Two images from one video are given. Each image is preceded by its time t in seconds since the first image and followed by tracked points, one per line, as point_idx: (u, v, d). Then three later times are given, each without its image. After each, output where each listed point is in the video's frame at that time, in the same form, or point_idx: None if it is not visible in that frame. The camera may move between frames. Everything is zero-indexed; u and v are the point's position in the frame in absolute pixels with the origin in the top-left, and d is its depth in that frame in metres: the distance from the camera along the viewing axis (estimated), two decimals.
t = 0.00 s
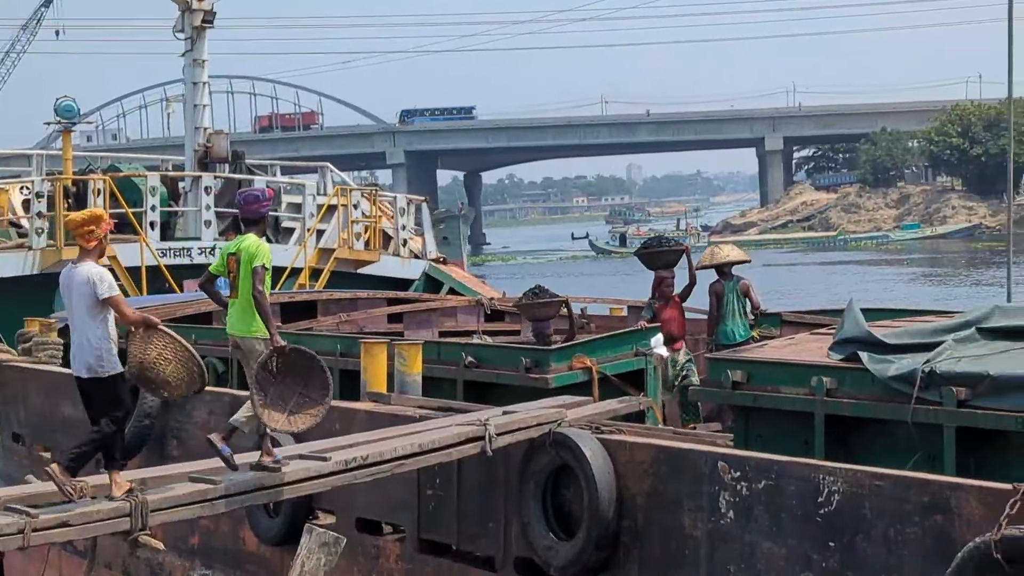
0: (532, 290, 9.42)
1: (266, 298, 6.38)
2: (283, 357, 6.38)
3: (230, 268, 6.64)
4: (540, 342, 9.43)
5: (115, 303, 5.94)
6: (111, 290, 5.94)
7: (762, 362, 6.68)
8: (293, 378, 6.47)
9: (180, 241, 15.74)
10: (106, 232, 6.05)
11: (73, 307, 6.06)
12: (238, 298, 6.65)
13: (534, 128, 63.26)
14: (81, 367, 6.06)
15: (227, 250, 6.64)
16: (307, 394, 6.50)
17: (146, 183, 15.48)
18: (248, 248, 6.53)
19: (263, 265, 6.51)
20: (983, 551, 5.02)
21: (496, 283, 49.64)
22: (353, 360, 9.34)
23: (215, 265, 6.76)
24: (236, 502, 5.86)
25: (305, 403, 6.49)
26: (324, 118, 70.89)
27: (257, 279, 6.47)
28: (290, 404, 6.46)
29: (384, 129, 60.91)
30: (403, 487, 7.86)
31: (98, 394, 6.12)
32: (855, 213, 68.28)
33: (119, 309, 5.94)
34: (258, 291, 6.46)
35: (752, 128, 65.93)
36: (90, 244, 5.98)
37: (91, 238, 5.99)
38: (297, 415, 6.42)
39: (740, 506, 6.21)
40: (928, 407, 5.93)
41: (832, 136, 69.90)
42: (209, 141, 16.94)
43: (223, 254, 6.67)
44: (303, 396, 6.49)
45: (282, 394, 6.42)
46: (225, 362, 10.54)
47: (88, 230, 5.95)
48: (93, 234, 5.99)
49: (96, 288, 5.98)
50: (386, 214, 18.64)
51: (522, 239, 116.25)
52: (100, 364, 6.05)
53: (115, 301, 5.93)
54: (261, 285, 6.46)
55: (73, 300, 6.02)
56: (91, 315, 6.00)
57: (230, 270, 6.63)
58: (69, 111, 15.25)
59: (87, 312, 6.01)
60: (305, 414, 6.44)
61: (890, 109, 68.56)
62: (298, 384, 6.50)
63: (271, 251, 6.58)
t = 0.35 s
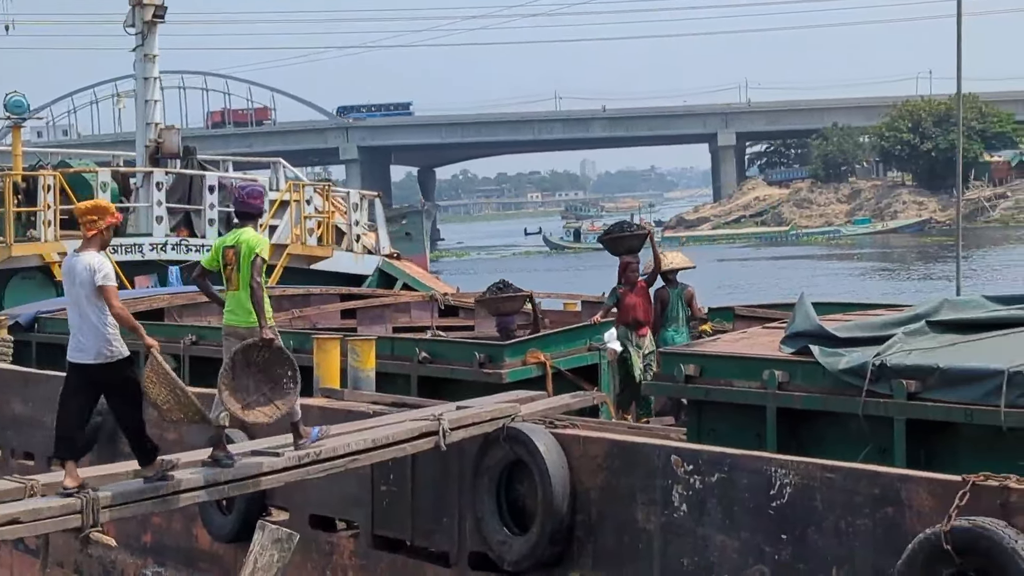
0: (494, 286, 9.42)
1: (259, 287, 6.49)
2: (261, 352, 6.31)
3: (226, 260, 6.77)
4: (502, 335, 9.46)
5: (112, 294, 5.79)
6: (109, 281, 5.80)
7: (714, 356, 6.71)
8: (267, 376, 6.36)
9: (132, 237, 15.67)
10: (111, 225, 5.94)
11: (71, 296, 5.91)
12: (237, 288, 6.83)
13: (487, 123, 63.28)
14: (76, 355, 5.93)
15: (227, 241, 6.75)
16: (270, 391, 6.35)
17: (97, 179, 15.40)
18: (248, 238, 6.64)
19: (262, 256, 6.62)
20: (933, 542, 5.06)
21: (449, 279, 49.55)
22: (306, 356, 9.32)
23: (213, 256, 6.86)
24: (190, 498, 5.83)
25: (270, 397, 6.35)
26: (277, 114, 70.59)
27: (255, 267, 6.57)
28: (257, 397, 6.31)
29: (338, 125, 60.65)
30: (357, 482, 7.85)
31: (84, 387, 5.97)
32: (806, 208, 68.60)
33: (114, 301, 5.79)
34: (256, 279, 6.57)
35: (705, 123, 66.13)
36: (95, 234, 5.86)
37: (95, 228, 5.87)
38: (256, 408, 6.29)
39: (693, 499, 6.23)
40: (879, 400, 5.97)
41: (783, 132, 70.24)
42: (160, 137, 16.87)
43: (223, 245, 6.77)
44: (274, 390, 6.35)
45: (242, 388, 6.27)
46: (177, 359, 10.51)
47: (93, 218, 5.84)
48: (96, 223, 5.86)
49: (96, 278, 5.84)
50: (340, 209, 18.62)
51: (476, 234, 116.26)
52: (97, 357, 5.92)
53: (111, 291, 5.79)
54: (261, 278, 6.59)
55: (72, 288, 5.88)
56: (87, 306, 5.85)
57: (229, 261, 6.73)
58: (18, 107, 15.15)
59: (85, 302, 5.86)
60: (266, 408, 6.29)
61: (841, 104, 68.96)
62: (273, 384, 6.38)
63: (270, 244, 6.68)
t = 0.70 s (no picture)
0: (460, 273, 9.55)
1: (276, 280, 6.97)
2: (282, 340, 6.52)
3: (239, 254, 7.23)
4: (467, 326, 9.52)
5: (119, 282, 5.88)
6: (119, 268, 5.88)
7: (671, 355, 6.73)
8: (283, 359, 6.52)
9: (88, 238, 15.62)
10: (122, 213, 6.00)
11: (84, 283, 6.02)
12: (247, 279, 7.25)
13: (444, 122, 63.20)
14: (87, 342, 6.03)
15: (235, 235, 7.24)
16: (291, 371, 6.54)
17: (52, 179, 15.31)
18: (255, 231, 7.15)
19: (272, 246, 7.14)
20: (889, 539, 5.10)
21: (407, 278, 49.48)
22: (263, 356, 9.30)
23: (224, 251, 7.38)
24: (146, 499, 5.80)
25: (290, 378, 6.53)
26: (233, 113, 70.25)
27: (268, 258, 7.11)
28: (276, 380, 6.47)
29: (295, 124, 60.39)
30: (315, 481, 7.84)
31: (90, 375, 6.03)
32: (763, 207, 68.83)
33: (121, 289, 5.88)
34: (271, 271, 7.11)
35: (662, 122, 66.25)
36: (107, 223, 5.94)
37: (109, 217, 5.95)
38: (274, 392, 6.42)
39: (651, 497, 6.25)
40: (834, 397, 6.01)
41: (739, 131, 70.50)
42: (116, 136, 16.81)
43: (232, 239, 7.27)
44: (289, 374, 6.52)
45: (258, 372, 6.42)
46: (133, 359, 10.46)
47: (105, 207, 5.91)
48: (111, 213, 5.95)
49: (108, 264, 5.93)
50: (297, 210, 18.64)
51: (433, 234, 116.13)
52: (104, 344, 6.01)
53: (118, 279, 5.87)
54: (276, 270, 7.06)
55: (84, 275, 5.98)
56: (96, 293, 5.94)
57: (239, 254, 7.25)
58: None
59: (95, 289, 5.95)
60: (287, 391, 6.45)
61: (797, 104, 69.28)
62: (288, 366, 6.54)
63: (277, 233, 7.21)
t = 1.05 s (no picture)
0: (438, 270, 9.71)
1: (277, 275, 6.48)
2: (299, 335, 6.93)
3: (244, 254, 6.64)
4: (442, 323, 9.66)
5: (120, 286, 5.88)
6: (121, 270, 5.89)
7: (634, 355, 6.75)
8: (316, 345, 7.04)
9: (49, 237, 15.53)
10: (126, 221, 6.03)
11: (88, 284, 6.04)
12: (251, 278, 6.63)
13: (408, 121, 63.16)
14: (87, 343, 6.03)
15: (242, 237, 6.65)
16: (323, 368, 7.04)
17: (14, 178, 15.25)
18: (262, 230, 6.62)
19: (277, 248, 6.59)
20: (851, 538, 5.13)
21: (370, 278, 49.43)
22: (226, 356, 9.28)
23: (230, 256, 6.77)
24: (109, 500, 5.78)
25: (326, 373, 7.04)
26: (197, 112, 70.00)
27: (276, 255, 6.51)
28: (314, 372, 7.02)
29: (259, 124, 60.19)
30: (279, 482, 7.82)
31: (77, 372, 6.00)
32: (726, 207, 68.96)
33: (121, 290, 5.88)
34: (278, 268, 6.51)
35: (625, 122, 66.30)
36: (113, 228, 5.95)
37: (113, 222, 5.97)
38: (323, 383, 7.00)
39: (615, 496, 6.26)
40: (797, 396, 6.03)
41: (702, 131, 70.69)
42: (78, 135, 16.73)
43: (238, 241, 6.68)
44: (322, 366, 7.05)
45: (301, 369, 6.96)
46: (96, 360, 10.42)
47: (108, 213, 5.91)
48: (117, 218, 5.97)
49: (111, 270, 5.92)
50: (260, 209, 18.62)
51: (397, 233, 115.99)
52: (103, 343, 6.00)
53: (119, 281, 5.87)
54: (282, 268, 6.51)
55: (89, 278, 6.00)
56: (99, 294, 5.94)
57: (242, 258, 6.65)
58: None
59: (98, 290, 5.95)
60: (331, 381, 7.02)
61: (760, 104, 69.59)
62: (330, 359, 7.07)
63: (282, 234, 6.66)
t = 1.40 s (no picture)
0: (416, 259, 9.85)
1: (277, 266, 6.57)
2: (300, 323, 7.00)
3: (247, 246, 6.81)
4: (421, 315, 9.81)
5: (121, 275, 5.93)
6: (120, 260, 5.93)
7: (598, 355, 6.76)
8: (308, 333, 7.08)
9: (10, 237, 15.42)
10: (129, 213, 6.14)
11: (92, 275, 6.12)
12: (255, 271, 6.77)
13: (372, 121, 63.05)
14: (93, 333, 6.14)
15: (248, 228, 6.81)
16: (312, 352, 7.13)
17: None
18: (265, 222, 6.73)
19: (279, 238, 6.69)
20: (814, 538, 5.15)
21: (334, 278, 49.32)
22: (189, 357, 9.24)
23: (238, 247, 6.95)
24: (66, 502, 5.73)
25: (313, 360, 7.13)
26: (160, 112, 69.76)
27: (275, 248, 6.64)
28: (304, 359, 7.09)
29: (222, 123, 60.03)
30: (242, 483, 7.80)
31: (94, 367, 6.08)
32: (690, 207, 69.11)
33: (121, 279, 5.92)
34: (277, 260, 6.61)
35: (589, 123, 66.39)
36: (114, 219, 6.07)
37: (115, 214, 6.09)
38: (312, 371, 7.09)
39: (579, 497, 6.26)
40: (759, 397, 6.05)
41: (666, 132, 70.86)
42: (39, 135, 16.63)
43: (242, 232, 6.84)
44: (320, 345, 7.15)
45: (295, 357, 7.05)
46: (58, 360, 10.37)
47: (111, 204, 6.06)
48: (117, 210, 6.09)
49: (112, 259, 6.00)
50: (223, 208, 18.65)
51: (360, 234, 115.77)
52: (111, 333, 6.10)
53: (119, 271, 5.91)
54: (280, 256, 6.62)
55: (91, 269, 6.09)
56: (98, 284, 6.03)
57: (248, 247, 6.82)
58: None
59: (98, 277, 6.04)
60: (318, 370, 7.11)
61: (724, 105, 69.83)
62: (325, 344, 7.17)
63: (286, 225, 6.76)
